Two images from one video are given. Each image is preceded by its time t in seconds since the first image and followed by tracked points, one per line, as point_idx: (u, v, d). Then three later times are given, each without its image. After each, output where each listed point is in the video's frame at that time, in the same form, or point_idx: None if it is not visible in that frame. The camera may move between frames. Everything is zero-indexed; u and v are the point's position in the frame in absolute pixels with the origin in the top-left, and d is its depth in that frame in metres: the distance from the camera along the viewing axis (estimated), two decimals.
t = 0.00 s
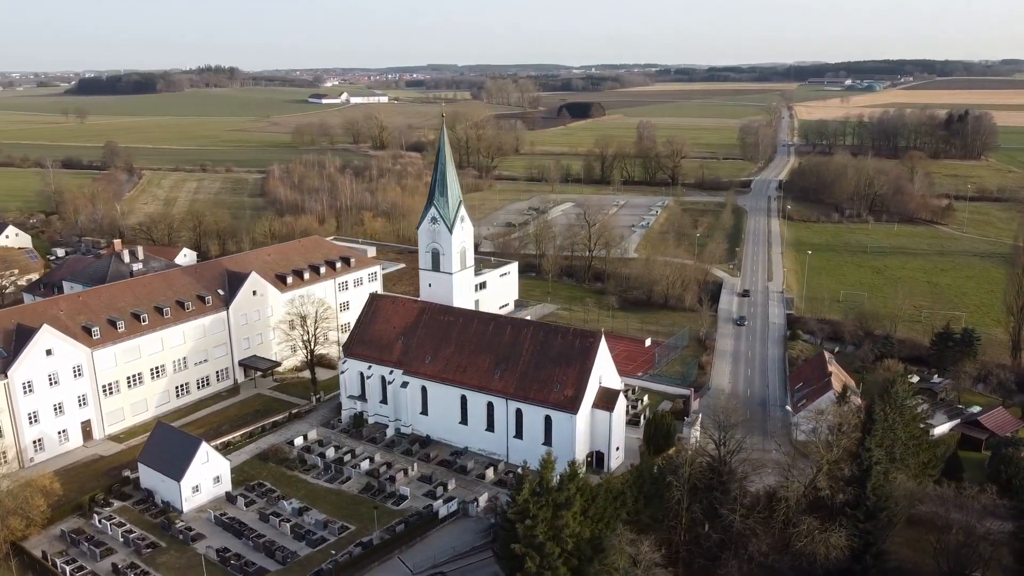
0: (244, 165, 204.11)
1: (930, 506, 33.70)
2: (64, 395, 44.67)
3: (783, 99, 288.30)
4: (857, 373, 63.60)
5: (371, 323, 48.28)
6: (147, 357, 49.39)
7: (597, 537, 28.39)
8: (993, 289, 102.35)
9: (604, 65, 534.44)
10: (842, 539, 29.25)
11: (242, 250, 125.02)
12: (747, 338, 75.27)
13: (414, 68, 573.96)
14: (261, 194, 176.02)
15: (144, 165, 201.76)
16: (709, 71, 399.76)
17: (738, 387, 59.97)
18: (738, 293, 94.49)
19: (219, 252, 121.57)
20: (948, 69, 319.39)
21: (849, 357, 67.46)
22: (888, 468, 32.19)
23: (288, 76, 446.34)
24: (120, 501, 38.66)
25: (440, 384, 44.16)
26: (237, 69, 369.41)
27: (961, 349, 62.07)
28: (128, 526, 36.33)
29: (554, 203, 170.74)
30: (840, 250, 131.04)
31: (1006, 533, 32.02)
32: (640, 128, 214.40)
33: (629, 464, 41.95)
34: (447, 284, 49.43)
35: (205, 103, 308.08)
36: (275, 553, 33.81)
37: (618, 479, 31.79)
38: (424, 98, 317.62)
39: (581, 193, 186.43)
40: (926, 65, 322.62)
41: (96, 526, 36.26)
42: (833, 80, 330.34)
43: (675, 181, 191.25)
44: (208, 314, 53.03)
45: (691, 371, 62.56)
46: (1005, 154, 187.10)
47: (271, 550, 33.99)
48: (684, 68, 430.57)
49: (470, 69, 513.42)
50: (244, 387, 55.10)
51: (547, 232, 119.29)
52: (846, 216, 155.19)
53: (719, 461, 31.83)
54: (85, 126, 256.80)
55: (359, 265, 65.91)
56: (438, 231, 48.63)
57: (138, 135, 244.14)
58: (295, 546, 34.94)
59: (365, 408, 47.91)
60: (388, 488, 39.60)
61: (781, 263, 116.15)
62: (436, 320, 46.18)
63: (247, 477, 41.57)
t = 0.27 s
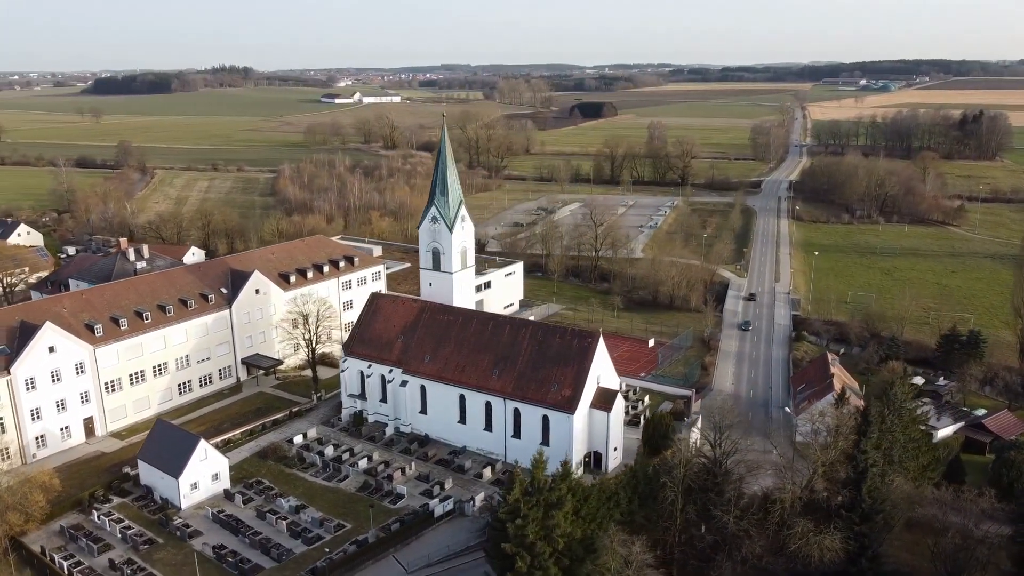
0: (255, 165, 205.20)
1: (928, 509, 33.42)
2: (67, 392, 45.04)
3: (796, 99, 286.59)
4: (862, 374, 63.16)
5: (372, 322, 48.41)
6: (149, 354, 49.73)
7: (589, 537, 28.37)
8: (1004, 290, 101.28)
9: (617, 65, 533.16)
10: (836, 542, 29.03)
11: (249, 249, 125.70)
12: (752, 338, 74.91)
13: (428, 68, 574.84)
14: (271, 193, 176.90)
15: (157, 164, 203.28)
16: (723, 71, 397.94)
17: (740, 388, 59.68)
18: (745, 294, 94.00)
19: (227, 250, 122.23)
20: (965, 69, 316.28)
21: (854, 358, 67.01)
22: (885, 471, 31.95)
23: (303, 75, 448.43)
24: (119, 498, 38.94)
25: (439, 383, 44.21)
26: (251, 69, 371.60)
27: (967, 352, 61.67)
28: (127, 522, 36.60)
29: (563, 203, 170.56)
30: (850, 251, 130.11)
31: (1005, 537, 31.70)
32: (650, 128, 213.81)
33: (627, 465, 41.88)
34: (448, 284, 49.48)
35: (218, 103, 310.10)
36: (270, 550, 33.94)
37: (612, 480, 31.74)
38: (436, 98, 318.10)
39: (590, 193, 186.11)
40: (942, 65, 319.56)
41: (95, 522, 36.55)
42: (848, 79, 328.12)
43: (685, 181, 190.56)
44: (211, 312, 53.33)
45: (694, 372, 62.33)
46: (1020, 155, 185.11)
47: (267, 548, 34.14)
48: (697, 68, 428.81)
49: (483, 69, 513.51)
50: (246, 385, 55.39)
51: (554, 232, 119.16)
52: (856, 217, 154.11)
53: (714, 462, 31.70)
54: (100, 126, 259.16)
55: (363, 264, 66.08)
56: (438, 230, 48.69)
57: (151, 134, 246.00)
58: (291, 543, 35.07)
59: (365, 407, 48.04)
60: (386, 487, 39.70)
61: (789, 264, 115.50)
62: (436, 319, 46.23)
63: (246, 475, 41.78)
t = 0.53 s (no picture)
0: (266, 164, 206.24)
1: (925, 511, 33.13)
2: (69, 389, 45.42)
3: (810, 99, 284.94)
4: (866, 376, 62.77)
5: (371, 321, 48.50)
6: (151, 352, 50.07)
7: (580, 537, 28.33)
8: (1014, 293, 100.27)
9: (630, 65, 531.87)
10: (830, 544, 28.85)
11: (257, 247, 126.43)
12: (756, 339, 74.49)
13: (441, 68, 575.81)
14: (281, 192, 177.74)
15: (169, 163, 204.78)
16: (737, 71, 396.25)
17: (743, 389, 59.40)
18: (751, 294, 93.56)
19: (235, 249, 122.96)
20: (982, 69, 313.30)
21: (858, 360, 66.58)
22: (881, 472, 31.73)
23: (316, 75, 450.25)
24: (119, 494, 39.23)
25: (437, 382, 44.25)
26: (265, 69, 373.54)
27: (972, 354, 61.07)
28: (125, 518, 36.89)
29: (572, 203, 170.36)
30: (859, 252, 129.24)
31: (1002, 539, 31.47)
32: (661, 128, 213.30)
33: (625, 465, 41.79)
34: (447, 283, 49.53)
35: (231, 102, 311.88)
36: (265, 547, 34.08)
37: (605, 480, 31.68)
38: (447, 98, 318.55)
39: (600, 193, 185.89)
40: (959, 65, 316.88)
41: (94, 518, 36.85)
42: (862, 80, 325.98)
43: (694, 182, 189.90)
44: (213, 310, 53.59)
45: (696, 373, 62.09)
46: None
47: (262, 545, 34.28)
48: (710, 68, 427.08)
49: (496, 69, 513.43)
50: (248, 384, 55.67)
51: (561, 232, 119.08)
52: (866, 218, 153.16)
53: (707, 463, 31.58)
54: (114, 125, 261.29)
55: (366, 263, 66.23)
56: (438, 230, 48.76)
57: (164, 134, 247.81)
58: (286, 541, 35.20)
59: (365, 406, 48.19)
60: (382, 485, 39.75)
61: (796, 265, 114.90)
62: (435, 319, 46.26)
63: (244, 472, 41.97)
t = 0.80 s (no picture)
0: (277, 164, 207.08)
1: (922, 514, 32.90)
2: (71, 386, 45.75)
3: (823, 99, 283.24)
4: (871, 378, 62.40)
5: (371, 320, 48.59)
6: (153, 350, 50.39)
7: (571, 537, 28.31)
8: None
9: (642, 66, 530.47)
10: (824, 546, 28.69)
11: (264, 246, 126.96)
12: (761, 340, 74.13)
13: (453, 68, 576.57)
14: (290, 191, 178.42)
15: (180, 162, 206.06)
16: (750, 71, 394.45)
17: (745, 390, 59.09)
18: (757, 295, 93.07)
19: (243, 248, 123.49)
20: (998, 69, 310.32)
21: (863, 361, 66.19)
22: (877, 473, 31.54)
23: (329, 75, 452.00)
24: (118, 490, 39.49)
25: (436, 381, 44.31)
26: (278, 69, 375.22)
27: (978, 355, 60.54)
28: (123, 514, 37.13)
29: (580, 203, 170.08)
30: (868, 253, 128.35)
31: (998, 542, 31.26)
32: (671, 128, 212.64)
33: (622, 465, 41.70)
34: (447, 283, 49.60)
35: (244, 102, 313.57)
36: (261, 544, 34.22)
37: (598, 480, 31.61)
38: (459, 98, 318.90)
39: (609, 193, 185.53)
40: (975, 65, 314.09)
41: (92, 514, 37.11)
42: (877, 79, 323.85)
43: (704, 182, 189.14)
44: (216, 308, 53.85)
45: (699, 373, 61.81)
46: None
47: (257, 542, 34.45)
48: (723, 68, 425.25)
49: (508, 69, 513.16)
50: (250, 382, 55.94)
51: (568, 231, 118.91)
52: (877, 218, 152.11)
53: (701, 464, 31.46)
54: (128, 125, 263.26)
55: (370, 262, 66.38)
56: (438, 229, 48.88)
57: (176, 133, 249.34)
58: (282, 538, 35.35)
59: (364, 404, 48.30)
60: (379, 483, 39.84)
61: (804, 265, 114.26)
62: (434, 318, 46.31)
63: (243, 469, 42.17)
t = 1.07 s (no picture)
0: (288, 163, 207.95)
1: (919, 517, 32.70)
2: (73, 383, 46.13)
3: (836, 99, 281.50)
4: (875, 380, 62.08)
5: (371, 319, 48.69)
6: (155, 347, 50.73)
7: (563, 536, 28.28)
8: None
9: (655, 66, 528.76)
10: (818, 548, 28.54)
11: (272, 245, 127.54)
12: (766, 341, 73.77)
13: (466, 68, 577.05)
14: (300, 191, 179.15)
15: (192, 162, 207.35)
16: (764, 71, 392.62)
17: (748, 391, 58.86)
18: (762, 296, 92.56)
19: (251, 247, 124.10)
20: (1015, 69, 307.32)
21: (867, 364, 65.81)
22: (872, 476, 31.39)
23: (342, 75, 453.55)
24: (117, 486, 39.77)
25: (435, 380, 44.34)
26: (291, 69, 376.88)
27: (983, 358, 60.02)
28: (122, 510, 37.39)
29: (589, 203, 169.78)
30: (877, 254, 127.51)
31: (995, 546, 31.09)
32: (682, 128, 211.92)
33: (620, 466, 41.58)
34: (447, 282, 49.66)
35: (256, 102, 315.01)
36: (256, 541, 34.38)
37: (592, 480, 31.53)
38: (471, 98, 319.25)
39: (618, 193, 185.19)
40: (992, 65, 311.21)
41: (91, 510, 37.39)
42: (892, 80, 321.58)
43: (713, 182, 188.35)
44: (218, 306, 54.14)
45: (701, 374, 61.58)
46: None
47: (254, 539, 34.57)
48: (736, 67, 423.12)
49: (521, 69, 512.58)
50: (252, 380, 56.23)
51: (574, 231, 118.74)
52: (887, 219, 151.07)
53: (695, 464, 31.33)
54: (141, 124, 265.05)
55: (373, 261, 66.58)
56: (439, 228, 48.94)
57: (189, 133, 250.95)
58: (278, 535, 35.46)
59: (364, 403, 48.40)
60: (376, 482, 39.92)
61: (811, 266, 113.64)
62: (434, 317, 46.35)
63: (242, 467, 42.39)
